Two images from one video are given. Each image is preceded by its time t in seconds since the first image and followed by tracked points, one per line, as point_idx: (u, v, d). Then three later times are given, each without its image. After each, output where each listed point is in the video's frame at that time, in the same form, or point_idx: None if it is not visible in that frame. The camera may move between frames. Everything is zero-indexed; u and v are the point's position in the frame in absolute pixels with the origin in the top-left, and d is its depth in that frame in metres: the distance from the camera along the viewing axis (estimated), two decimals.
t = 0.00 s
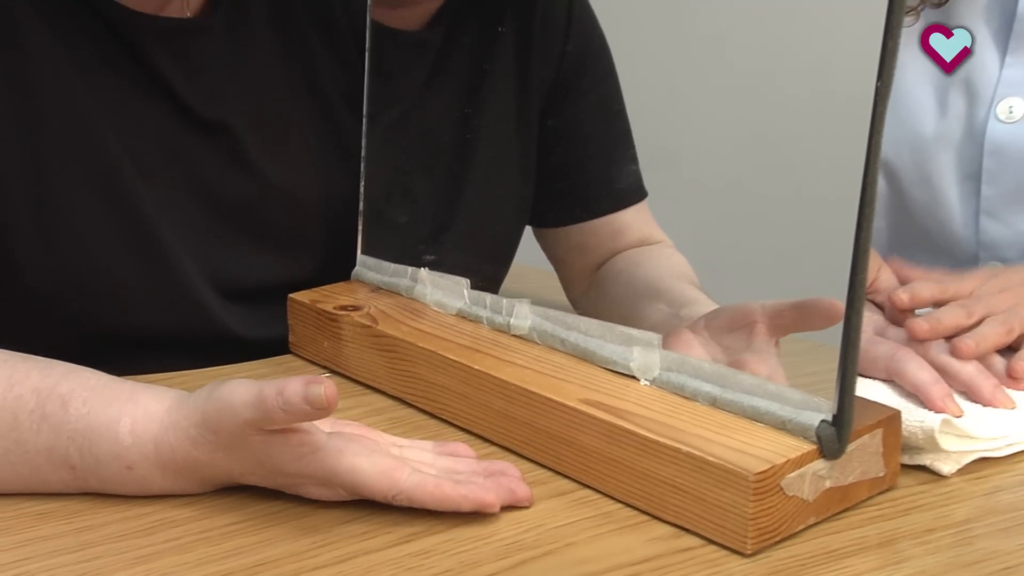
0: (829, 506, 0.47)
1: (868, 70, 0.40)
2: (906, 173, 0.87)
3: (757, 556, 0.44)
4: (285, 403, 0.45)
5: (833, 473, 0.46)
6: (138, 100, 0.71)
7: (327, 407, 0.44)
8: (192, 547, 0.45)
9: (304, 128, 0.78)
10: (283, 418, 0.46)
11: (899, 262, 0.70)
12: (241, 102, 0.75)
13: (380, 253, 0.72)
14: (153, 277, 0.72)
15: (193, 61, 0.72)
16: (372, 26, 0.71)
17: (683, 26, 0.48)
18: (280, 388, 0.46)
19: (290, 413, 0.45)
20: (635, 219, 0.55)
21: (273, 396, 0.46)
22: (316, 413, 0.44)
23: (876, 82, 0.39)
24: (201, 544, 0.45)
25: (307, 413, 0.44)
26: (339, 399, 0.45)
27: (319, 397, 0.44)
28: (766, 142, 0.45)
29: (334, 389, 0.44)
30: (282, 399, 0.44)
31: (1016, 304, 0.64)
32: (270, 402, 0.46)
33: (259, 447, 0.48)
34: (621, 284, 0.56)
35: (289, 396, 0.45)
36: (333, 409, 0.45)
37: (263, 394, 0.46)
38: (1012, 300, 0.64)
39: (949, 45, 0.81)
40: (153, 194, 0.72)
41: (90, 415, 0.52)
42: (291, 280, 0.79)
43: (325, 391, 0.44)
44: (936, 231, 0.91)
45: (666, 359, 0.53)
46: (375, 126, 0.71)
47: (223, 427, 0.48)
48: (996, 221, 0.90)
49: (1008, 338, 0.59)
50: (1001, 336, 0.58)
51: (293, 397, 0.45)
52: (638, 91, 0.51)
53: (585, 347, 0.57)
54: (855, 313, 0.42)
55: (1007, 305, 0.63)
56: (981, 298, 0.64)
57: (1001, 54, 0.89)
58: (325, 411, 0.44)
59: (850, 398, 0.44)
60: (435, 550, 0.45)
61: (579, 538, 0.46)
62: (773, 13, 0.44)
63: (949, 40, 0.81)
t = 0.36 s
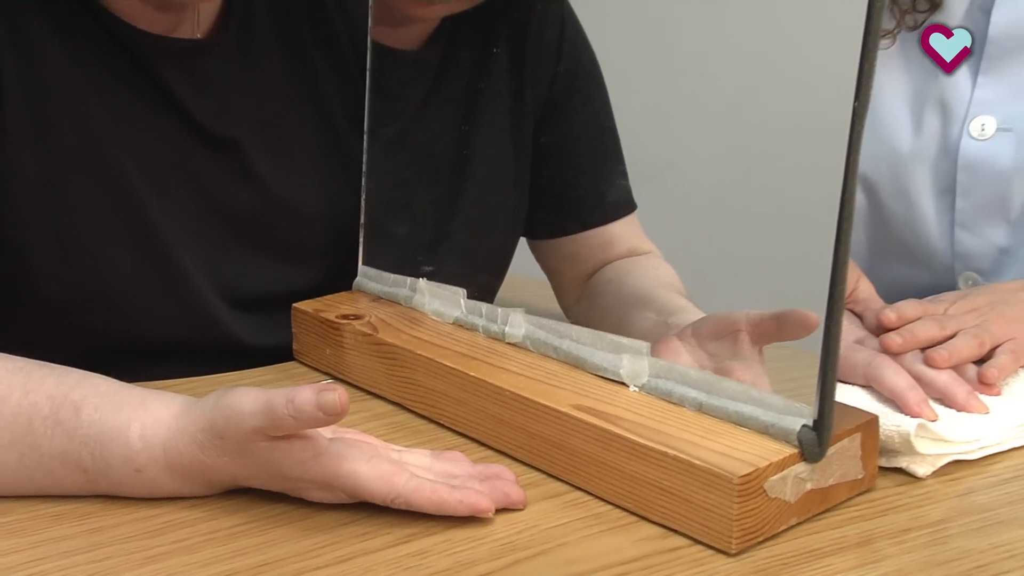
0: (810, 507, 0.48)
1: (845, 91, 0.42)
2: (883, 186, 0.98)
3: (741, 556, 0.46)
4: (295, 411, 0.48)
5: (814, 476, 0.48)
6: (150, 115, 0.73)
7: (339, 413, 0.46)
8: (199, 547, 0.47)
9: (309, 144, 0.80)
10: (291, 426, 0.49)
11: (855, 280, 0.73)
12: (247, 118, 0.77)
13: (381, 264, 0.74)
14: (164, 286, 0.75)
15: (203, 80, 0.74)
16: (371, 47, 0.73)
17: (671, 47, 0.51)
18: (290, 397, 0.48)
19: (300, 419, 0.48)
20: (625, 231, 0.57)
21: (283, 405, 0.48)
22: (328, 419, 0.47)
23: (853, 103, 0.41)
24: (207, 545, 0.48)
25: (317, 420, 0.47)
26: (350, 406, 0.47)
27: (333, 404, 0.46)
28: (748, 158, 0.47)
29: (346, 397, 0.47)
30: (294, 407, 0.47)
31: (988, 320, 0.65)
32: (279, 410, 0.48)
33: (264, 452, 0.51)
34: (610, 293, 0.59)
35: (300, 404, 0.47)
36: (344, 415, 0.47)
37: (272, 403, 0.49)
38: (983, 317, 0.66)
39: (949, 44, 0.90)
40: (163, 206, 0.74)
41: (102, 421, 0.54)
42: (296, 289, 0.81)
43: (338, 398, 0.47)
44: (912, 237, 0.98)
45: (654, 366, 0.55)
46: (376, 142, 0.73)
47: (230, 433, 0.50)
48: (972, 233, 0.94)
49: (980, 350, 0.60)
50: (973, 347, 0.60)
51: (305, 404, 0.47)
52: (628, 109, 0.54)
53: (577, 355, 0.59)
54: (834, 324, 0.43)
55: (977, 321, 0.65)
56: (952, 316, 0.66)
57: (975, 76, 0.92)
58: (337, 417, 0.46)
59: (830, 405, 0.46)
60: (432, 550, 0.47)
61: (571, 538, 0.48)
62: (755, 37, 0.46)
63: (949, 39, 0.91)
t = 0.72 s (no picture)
0: (793, 508, 0.50)
1: (826, 109, 0.44)
2: (864, 198, 1.00)
3: (727, 555, 0.48)
4: (293, 420, 0.50)
5: (796, 478, 0.50)
6: (157, 130, 0.74)
7: (336, 423, 0.49)
8: (206, 548, 0.49)
9: (309, 159, 0.82)
10: (290, 435, 0.51)
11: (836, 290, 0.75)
12: (251, 137, 0.78)
13: (381, 274, 0.76)
14: (173, 297, 0.76)
15: (208, 98, 0.76)
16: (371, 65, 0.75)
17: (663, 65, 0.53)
18: (289, 407, 0.51)
19: (299, 428, 0.50)
20: (616, 242, 0.59)
21: (282, 415, 0.51)
22: (324, 428, 0.50)
23: (833, 120, 0.43)
24: (214, 545, 0.49)
25: (314, 429, 0.50)
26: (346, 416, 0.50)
27: (329, 413, 0.49)
28: (732, 173, 0.49)
29: (341, 407, 0.50)
30: (293, 416, 0.50)
31: (963, 328, 0.68)
32: (278, 419, 0.51)
33: (264, 460, 0.53)
34: (601, 301, 0.61)
35: (298, 413, 0.50)
36: (340, 425, 0.50)
37: (271, 413, 0.51)
38: (959, 324, 0.68)
39: (949, 45, 0.92)
40: (170, 218, 0.75)
41: (112, 428, 0.56)
42: (298, 298, 0.83)
43: (334, 407, 0.50)
44: (892, 246, 1.00)
45: (643, 372, 0.57)
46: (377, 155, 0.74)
47: (232, 441, 0.53)
48: (949, 245, 0.98)
49: (954, 358, 0.63)
50: (947, 356, 0.62)
51: (303, 414, 0.50)
52: (619, 125, 0.56)
53: (569, 362, 0.60)
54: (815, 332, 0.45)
55: (953, 329, 0.67)
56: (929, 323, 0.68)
57: (950, 93, 0.96)
58: (334, 427, 0.49)
59: (811, 411, 0.48)
60: (430, 549, 0.49)
61: (563, 539, 0.50)
62: (741, 58, 0.48)
63: (949, 40, 0.93)
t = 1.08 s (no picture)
0: (776, 510, 0.52)
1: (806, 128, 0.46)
2: (844, 211, 1.04)
3: (713, 555, 0.50)
4: (289, 420, 0.52)
5: (779, 480, 0.52)
6: (164, 148, 0.75)
7: (331, 418, 0.52)
8: (212, 548, 0.51)
9: (313, 174, 0.84)
10: (287, 435, 0.53)
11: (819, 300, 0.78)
12: (259, 153, 0.80)
13: (381, 283, 0.78)
14: (181, 307, 0.77)
15: (213, 116, 0.77)
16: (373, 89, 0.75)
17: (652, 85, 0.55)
18: (284, 408, 0.53)
19: (295, 428, 0.52)
20: (608, 252, 0.61)
21: (278, 416, 0.53)
22: (319, 426, 0.52)
23: (813, 138, 0.45)
24: (220, 547, 0.51)
25: (309, 428, 0.52)
26: (339, 413, 0.53)
27: (323, 411, 0.52)
28: (716, 187, 0.51)
29: (335, 405, 0.53)
30: (288, 415, 0.52)
31: (938, 335, 0.70)
32: (275, 420, 0.53)
33: (264, 464, 0.54)
34: (594, 309, 0.63)
35: (293, 413, 0.52)
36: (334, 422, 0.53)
37: (267, 415, 0.54)
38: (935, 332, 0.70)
39: (949, 44, 0.98)
40: (177, 228, 0.77)
41: (120, 435, 0.57)
42: (301, 307, 0.85)
43: (326, 405, 0.52)
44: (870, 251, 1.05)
45: (633, 379, 0.59)
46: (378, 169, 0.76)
47: (234, 445, 0.55)
48: (924, 255, 1.02)
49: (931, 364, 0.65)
50: (924, 362, 0.64)
51: (297, 413, 0.52)
52: (611, 141, 0.58)
53: (562, 369, 0.63)
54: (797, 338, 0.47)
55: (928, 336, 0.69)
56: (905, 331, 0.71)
57: (925, 110, 1.01)
58: (329, 423, 0.52)
59: (794, 417, 0.50)
60: (429, 550, 0.50)
61: (556, 540, 0.52)
62: (726, 78, 0.51)
63: (948, 40, 0.99)
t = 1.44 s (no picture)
0: (760, 512, 0.54)
1: (787, 145, 0.48)
2: (825, 224, 1.07)
3: (700, 556, 0.52)
4: (292, 414, 0.54)
5: (763, 484, 0.54)
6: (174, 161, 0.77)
7: (331, 412, 0.54)
8: (218, 550, 0.53)
9: (314, 189, 0.85)
10: (291, 429, 0.55)
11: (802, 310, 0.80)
12: (263, 169, 0.82)
13: (381, 294, 0.80)
14: (187, 316, 0.80)
15: (218, 134, 0.79)
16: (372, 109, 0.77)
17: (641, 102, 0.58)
18: (287, 403, 0.55)
19: (297, 422, 0.54)
20: (599, 262, 0.63)
21: (281, 411, 0.55)
22: (320, 419, 0.54)
23: (795, 155, 0.47)
24: (227, 548, 0.53)
25: (310, 421, 0.54)
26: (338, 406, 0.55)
27: (323, 404, 0.54)
28: (702, 201, 0.54)
29: (334, 398, 0.55)
30: (291, 410, 0.54)
31: (916, 344, 0.72)
32: (280, 415, 0.55)
33: (269, 460, 0.56)
34: (588, 316, 0.65)
35: (296, 407, 0.54)
36: (333, 416, 0.55)
37: (272, 411, 0.56)
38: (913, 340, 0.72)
39: (949, 44, 1.00)
40: (185, 240, 0.79)
41: (128, 440, 0.59)
42: (304, 315, 0.87)
43: (327, 399, 0.54)
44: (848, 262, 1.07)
45: (622, 387, 0.61)
46: (377, 185, 0.78)
47: (241, 443, 0.56)
48: (901, 264, 1.05)
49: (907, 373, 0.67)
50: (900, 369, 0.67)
51: (299, 407, 0.54)
52: (603, 157, 0.60)
53: (555, 377, 0.65)
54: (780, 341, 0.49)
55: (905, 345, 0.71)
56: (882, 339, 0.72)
57: (900, 124, 1.04)
58: (330, 416, 0.54)
59: (777, 421, 0.52)
60: (427, 552, 0.52)
61: (549, 542, 0.54)
62: (711, 97, 0.53)
63: (949, 40, 1.00)
